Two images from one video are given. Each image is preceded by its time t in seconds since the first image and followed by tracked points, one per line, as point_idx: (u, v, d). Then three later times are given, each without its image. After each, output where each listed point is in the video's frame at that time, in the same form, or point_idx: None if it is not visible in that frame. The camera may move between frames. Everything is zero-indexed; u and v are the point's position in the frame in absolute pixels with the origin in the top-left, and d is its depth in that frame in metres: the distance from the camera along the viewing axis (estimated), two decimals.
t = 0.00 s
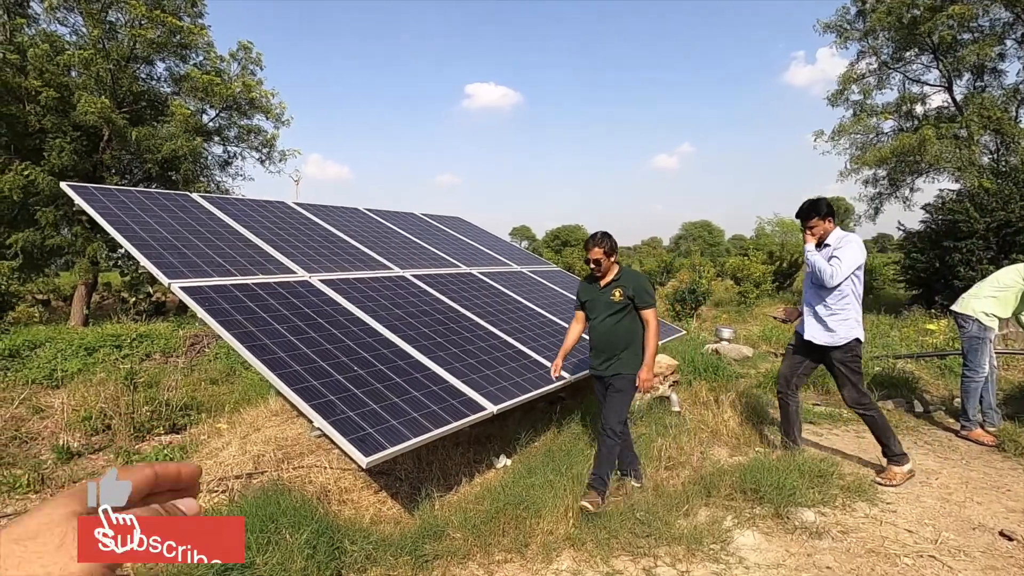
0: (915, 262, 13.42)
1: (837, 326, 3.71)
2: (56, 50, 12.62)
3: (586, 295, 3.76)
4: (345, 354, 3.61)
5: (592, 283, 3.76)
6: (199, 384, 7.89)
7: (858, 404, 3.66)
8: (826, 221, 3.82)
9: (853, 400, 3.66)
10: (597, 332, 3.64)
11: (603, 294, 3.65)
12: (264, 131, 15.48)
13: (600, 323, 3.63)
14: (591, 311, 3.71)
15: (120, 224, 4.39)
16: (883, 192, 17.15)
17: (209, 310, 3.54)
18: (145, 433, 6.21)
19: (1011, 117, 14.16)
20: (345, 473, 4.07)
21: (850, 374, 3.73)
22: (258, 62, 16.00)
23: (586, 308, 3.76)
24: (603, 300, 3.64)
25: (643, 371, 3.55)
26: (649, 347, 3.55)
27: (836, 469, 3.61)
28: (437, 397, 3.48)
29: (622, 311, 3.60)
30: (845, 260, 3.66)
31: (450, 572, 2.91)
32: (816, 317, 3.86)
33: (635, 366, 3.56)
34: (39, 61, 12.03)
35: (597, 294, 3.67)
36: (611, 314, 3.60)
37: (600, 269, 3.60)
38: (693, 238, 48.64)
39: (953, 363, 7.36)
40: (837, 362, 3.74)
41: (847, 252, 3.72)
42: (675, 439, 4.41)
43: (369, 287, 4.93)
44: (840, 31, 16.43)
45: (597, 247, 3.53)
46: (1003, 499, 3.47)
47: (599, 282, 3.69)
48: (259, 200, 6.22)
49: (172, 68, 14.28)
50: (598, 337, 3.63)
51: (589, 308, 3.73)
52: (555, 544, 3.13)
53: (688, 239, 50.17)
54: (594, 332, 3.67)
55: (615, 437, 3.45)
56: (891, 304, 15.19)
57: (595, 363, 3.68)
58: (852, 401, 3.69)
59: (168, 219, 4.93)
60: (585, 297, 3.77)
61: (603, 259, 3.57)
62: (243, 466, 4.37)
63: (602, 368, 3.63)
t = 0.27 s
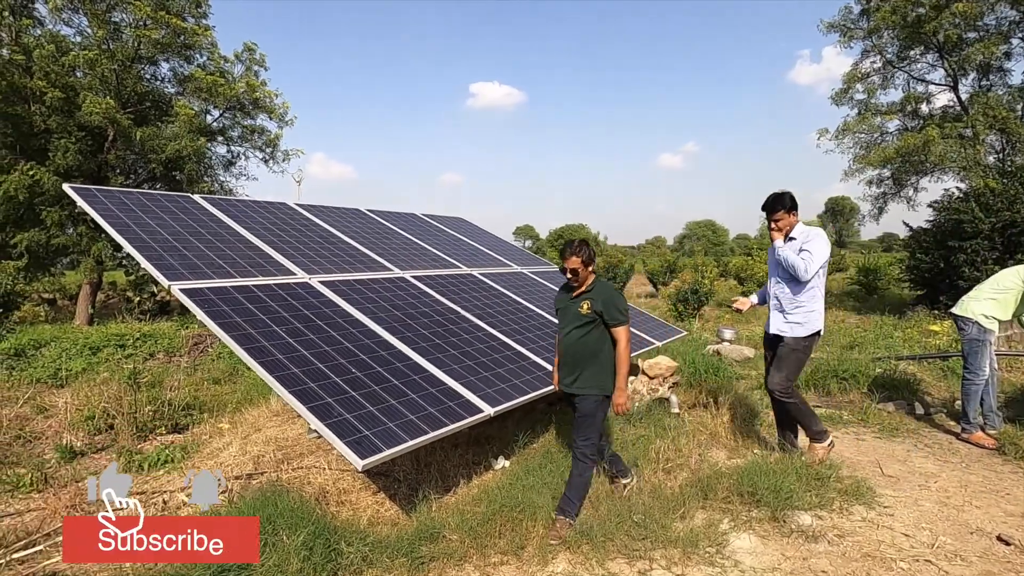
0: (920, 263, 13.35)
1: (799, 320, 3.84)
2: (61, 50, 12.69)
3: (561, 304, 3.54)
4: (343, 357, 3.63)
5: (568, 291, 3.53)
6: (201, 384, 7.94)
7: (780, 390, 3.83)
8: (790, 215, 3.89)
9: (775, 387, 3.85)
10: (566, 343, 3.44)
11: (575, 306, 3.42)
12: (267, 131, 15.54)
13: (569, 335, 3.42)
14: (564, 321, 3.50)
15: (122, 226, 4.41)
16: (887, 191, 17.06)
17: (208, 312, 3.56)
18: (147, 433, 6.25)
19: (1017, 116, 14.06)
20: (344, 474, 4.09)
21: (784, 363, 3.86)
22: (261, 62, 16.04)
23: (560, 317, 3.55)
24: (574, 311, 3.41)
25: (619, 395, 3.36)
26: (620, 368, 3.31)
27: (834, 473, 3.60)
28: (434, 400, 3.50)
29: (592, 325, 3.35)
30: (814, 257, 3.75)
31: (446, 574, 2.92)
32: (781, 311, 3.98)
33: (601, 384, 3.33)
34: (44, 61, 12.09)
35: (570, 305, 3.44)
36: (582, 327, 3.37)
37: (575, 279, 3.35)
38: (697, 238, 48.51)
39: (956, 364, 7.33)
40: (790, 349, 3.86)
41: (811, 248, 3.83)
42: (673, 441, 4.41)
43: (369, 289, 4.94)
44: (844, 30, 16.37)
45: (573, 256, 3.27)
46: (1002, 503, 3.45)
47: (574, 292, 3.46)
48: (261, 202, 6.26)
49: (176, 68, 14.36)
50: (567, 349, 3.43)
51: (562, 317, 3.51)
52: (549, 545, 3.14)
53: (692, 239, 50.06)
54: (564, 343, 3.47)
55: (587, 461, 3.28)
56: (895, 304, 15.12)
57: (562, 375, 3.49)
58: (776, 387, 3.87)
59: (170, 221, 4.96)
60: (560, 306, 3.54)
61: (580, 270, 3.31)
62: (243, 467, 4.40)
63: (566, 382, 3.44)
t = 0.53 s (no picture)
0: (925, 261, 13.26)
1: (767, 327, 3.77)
2: (67, 52, 12.79)
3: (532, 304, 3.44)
4: (337, 359, 3.65)
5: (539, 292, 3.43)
6: (204, 384, 8.00)
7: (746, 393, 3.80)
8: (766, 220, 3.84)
9: (739, 392, 3.81)
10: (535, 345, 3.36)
11: (544, 307, 3.32)
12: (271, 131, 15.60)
13: (538, 337, 3.33)
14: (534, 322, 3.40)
15: (121, 229, 4.45)
16: (893, 189, 16.94)
17: (204, 315, 3.58)
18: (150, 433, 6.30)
19: None
20: (340, 475, 4.11)
21: (748, 369, 3.83)
22: (265, 63, 16.11)
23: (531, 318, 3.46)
24: (543, 313, 3.31)
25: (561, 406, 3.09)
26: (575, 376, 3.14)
27: (827, 476, 3.60)
28: (427, 402, 3.51)
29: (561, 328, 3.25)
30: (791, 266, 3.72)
31: None
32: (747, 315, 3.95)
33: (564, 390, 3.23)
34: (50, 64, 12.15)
35: (539, 305, 3.34)
36: (549, 330, 3.27)
37: (545, 280, 3.24)
38: (703, 236, 48.33)
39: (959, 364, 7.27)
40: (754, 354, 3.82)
41: (780, 253, 3.80)
42: (669, 443, 4.41)
43: (366, 291, 4.96)
44: (847, 28, 16.27)
45: (542, 257, 3.15)
46: (997, 506, 3.43)
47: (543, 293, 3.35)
48: (260, 204, 6.29)
49: (181, 70, 14.44)
50: (536, 352, 3.35)
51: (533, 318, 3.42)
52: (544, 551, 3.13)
53: (698, 238, 49.91)
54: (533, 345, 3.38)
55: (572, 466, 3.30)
56: (901, 303, 15.02)
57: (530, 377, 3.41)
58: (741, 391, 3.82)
59: (169, 223, 4.99)
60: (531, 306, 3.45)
61: (551, 271, 3.20)
62: (241, 468, 4.43)
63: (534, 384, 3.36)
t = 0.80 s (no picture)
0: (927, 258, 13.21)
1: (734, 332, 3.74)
2: (68, 52, 12.80)
3: (501, 307, 3.22)
4: (333, 358, 3.66)
5: (508, 295, 3.22)
6: (205, 382, 8.02)
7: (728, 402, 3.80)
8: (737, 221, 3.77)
9: (721, 401, 3.81)
10: (506, 351, 3.13)
11: (516, 310, 3.12)
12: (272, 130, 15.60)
13: (510, 342, 3.11)
14: (504, 327, 3.18)
15: (118, 228, 4.46)
16: (895, 186, 16.88)
17: (200, 314, 3.59)
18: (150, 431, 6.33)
19: None
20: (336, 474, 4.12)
21: (722, 376, 3.80)
22: (265, 61, 16.11)
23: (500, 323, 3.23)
24: (515, 316, 3.11)
25: (518, 390, 2.88)
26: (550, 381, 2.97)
27: (823, 474, 3.60)
28: (422, 401, 3.52)
29: (537, 332, 3.07)
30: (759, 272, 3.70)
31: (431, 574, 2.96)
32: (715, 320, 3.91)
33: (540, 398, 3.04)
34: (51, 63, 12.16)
35: (510, 309, 3.14)
36: (523, 334, 3.07)
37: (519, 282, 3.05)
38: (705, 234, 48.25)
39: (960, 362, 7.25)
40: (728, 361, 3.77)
41: (750, 258, 3.75)
42: (665, 441, 4.40)
43: (363, 289, 4.97)
44: (849, 24, 16.21)
45: (516, 257, 2.96)
46: (994, 504, 3.43)
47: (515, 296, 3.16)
48: (259, 203, 6.30)
49: (182, 69, 14.45)
50: (508, 358, 3.12)
51: (502, 322, 3.20)
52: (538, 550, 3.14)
53: (700, 235, 49.83)
54: (504, 351, 3.16)
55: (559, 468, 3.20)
56: (903, 301, 14.97)
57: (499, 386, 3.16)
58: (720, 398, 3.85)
59: (167, 222, 5.00)
60: (500, 310, 3.23)
61: (525, 272, 3.01)
62: (239, 466, 4.45)
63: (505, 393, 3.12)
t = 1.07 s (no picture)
0: (927, 257, 13.18)
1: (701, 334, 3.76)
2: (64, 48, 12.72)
3: (453, 310, 2.96)
4: (321, 354, 3.62)
5: (461, 295, 2.97)
6: (200, 379, 7.97)
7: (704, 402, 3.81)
8: (697, 214, 3.76)
9: (702, 401, 3.81)
10: (470, 357, 2.90)
11: (477, 310, 2.91)
12: (270, 126, 15.54)
13: (475, 346, 2.89)
14: (462, 330, 2.94)
15: (106, 223, 4.40)
16: (894, 185, 16.83)
17: (186, 310, 3.54)
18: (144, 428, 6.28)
19: None
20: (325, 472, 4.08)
21: (699, 375, 3.79)
22: (263, 57, 16.04)
23: (455, 327, 2.96)
24: (477, 317, 2.90)
25: (543, 402, 3.04)
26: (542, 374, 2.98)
27: (816, 472, 3.57)
28: (411, 398, 3.48)
29: (503, 330, 2.91)
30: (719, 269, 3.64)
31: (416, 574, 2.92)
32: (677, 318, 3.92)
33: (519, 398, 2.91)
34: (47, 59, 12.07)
35: (470, 310, 2.91)
36: (490, 335, 2.88)
37: (479, 279, 2.86)
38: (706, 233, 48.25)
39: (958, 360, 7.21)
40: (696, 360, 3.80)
41: (711, 256, 3.71)
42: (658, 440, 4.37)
43: (354, 286, 4.92)
44: (848, 22, 16.14)
45: (479, 251, 2.81)
46: (988, 503, 3.39)
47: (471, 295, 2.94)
48: (252, 199, 6.25)
49: (179, 65, 14.37)
50: (473, 364, 2.89)
51: (459, 326, 2.94)
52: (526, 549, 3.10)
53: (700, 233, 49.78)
54: (466, 357, 2.91)
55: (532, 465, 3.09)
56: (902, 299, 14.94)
57: (467, 395, 2.92)
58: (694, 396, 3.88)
59: (157, 217, 4.95)
60: (454, 313, 2.96)
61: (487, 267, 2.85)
62: (229, 463, 4.42)
63: (478, 402, 2.91)
